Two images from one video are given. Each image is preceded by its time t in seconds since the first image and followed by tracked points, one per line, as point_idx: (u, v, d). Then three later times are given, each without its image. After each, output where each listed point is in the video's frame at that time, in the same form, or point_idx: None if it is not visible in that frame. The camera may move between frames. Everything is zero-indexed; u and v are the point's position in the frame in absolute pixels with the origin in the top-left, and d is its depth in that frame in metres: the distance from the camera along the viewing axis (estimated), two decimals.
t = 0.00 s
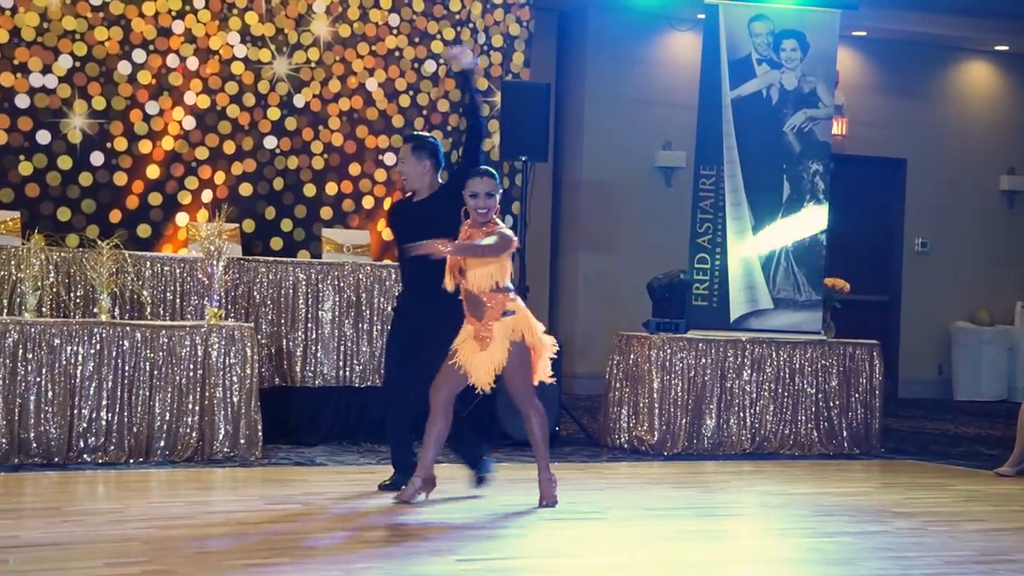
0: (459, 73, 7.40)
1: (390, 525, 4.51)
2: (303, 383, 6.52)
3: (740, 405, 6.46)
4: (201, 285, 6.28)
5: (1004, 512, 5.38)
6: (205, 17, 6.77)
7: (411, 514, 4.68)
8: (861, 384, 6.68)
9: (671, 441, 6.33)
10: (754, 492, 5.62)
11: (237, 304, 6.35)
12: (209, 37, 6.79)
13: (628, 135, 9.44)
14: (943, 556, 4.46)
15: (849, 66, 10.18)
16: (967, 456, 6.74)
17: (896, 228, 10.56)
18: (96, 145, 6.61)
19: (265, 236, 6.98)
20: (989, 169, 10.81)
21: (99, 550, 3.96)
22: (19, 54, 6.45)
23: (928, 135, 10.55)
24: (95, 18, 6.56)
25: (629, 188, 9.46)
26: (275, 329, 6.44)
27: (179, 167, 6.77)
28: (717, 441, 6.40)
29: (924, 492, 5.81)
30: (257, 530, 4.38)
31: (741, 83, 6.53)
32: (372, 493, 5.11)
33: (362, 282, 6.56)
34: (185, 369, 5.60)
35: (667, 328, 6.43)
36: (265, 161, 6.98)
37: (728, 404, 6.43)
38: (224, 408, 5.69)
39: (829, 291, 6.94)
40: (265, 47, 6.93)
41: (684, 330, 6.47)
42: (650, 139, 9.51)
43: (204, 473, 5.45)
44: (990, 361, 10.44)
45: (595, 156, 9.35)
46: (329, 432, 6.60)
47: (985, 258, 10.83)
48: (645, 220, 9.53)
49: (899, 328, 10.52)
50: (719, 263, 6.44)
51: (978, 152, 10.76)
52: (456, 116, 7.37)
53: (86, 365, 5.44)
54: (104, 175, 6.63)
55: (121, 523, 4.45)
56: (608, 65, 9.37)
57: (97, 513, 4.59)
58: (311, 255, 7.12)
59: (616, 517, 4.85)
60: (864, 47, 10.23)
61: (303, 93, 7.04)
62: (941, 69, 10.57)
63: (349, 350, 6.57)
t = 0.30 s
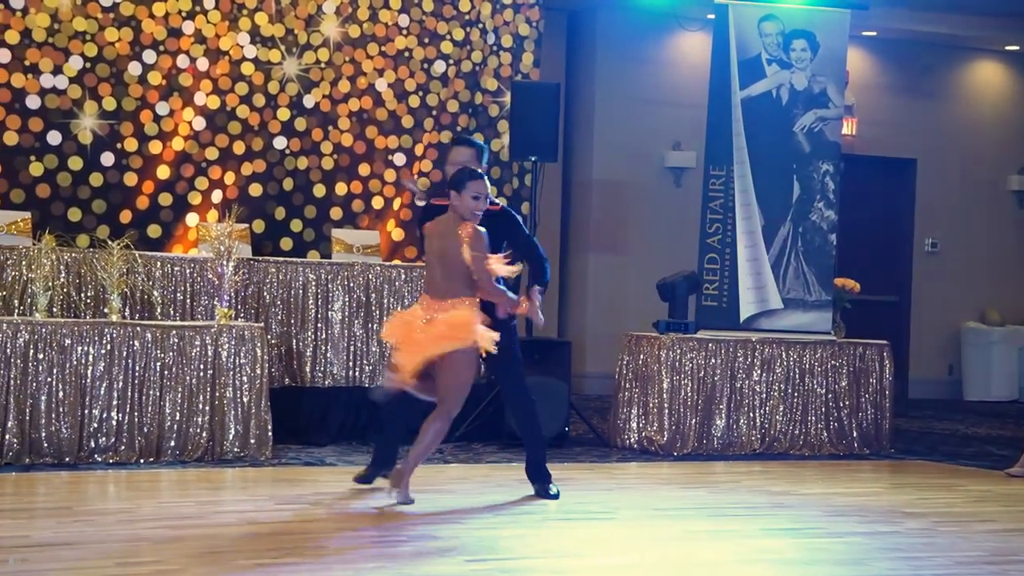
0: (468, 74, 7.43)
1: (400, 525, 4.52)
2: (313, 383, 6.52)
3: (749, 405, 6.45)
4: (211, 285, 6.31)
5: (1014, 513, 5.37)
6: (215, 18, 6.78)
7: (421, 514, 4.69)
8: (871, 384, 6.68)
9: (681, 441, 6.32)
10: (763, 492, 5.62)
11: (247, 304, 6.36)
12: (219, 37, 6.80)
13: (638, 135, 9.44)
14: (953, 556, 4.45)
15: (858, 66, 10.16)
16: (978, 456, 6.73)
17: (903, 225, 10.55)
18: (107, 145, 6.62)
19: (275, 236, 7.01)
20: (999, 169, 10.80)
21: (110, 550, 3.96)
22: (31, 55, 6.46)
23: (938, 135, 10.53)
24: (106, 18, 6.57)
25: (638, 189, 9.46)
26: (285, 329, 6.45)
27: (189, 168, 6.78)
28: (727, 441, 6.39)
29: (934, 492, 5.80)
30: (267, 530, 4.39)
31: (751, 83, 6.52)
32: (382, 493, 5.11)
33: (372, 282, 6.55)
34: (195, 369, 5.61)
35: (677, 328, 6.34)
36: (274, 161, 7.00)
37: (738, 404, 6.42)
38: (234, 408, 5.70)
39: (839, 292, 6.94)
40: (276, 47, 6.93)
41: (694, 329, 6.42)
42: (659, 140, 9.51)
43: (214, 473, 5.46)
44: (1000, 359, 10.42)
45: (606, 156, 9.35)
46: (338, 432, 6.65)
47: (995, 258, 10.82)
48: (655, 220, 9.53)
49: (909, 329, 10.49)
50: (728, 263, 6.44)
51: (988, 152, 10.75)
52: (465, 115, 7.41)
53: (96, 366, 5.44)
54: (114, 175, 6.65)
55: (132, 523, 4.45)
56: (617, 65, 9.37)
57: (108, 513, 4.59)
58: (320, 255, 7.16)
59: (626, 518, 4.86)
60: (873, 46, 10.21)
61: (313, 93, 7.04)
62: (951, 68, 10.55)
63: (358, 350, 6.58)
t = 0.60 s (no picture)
0: (475, 74, 7.43)
1: (409, 526, 4.51)
2: (320, 384, 6.52)
3: (758, 405, 6.44)
4: (219, 286, 6.31)
5: None
6: (223, 19, 6.81)
7: (429, 515, 4.68)
8: (879, 383, 6.67)
9: (689, 441, 6.32)
10: (772, 492, 5.61)
11: (255, 305, 6.37)
12: (226, 39, 6.81)
13: (644, 135, 9.43)
14: (963, 556, 4.44)
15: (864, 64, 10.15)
16: (986, 455, 6.72)
17: (911, 224, 10.55)
18: (114, 147, 6.63)
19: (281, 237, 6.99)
20: (1006, 167, 10.78)
21: (119, 552, 3.96)
22: (37, 57, 6.46)
23: (944, 134, 10.52)
24: (113, 20, 6.58)
25: (646, 189, 9.46)
26: (292, 331, 6.44)
27: (196, 169, 6.80)
28: (735, 441, 6.38)
29: (942, 491, 5.79)
30: (276, 531, 4.38)
31: (758, 82, 6.52)
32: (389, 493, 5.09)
33: (380, 283, 6.57)
34: (204, 371, 5.61)
35: (686, 327, 6.36)
36: (281, 163, 7.00)
37: (746, 404, 6.41)
38: (242, 409, 5.70)
39: (847, 291, 6.93)
40: (282, 49, 6.95)
41: (702, 329, 6.43)
42: (666, 139, 9.51)
43: (223, 474, 5.46)
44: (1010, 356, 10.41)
45: (612, 156, 9.35)
46: (345, 433, 6.66)
47: (1003, 256, 10.80)
48: (662, 219, 9.52)
49: (916, 327, 10.50)
50: (736, 262, 6.46)
51: (995, 151, 10.73)
52: (472, 116, 7.41)
53: (104, 367, 5.45)
54: (121, 177, 6.65)
55: (140, 525, 4.45)
56: (623, 65, 9.36)
57: (116, 515, 4.59)
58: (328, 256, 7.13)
59: (634, 518, 4.85)
60: (880, 44, 10.20)
61: (320, 94, 7.05)
62: (958, 67, 10.53)
63: (366, 351, 6.58)
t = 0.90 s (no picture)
0: (484, 75, 7.43)
1: (417, 526, 4.51)
2: (329, 385, 6.52)
3: (766, 406, 6.44)
4: (227, 288, 6.31)
5: None
6: (231, 20, 6.80)
7: (438, 516, 4.68)
8: (888, 385, 6.66)
9: (697, 443, 6.32)
10: (780, 493, 5.60)
11: (263, 306, 6.37)
12: (235, 40, 6.82)
13: (651, 136, 9.43)
14: (971, 558, 4.43)
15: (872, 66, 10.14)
16: (995, 457, 6.71)
17: (920, 225, 10.54)
18: (123, 148, 6.64)
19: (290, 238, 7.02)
20: (1014, 169, 10.76)
21: (127, 552, 3.97)
22: (46, 59, 6.48)
23: (951, 135, 10.50)
24: (122, 22, 6.60)
25: (654, 191, 9.46)
26: (301, 332, 6.45)
27: (205, 171, 6.81)
28: (743, 443, 6.39)
29: (950, 493, 5.78)
30: (284, 532, 4.38)
31: (766, 83, 6.53)
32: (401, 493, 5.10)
33: (388, 284, 6.57)
34: (212, 372, 5.61)
35: (693, 328, 6.37)
36: (290, 164, 7.02)
37: (755, 405, 6.41)
38: (250, 410, 5.70)
39: (855, 292, 6.92)
40: (291, 50, 6.96)
41: (711, 331, 6.44)
42: (674, 141, 9.50)
43: (231, 475, 5.46)
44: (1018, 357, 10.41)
45: (620, 157, 9.35)
46: (354, 434, 6.66)
47: (1011, 257, 10.79)
48: (670, 221, 9.53)
49: (925, 329, 10.50)
50: (744, 264, 6.48)
51: (1002, 152, 10.71)
52: (480, 117, 7.42)
53: (113, 368, 5.45)
54: (130, 178, 6.66)
55: (148, 525, 4.46)
56: (630, 67, 9.37)
57: (125, 516, 4.60)
58: (336, 257, 7.14)
59: (643, 519, 4.85)
60: (887, 45, 10.20)
61: (328, 95, 7.07)
62: (965, 69, 10.52)
63: (374, 352, 6.58)
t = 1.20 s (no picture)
0: (489, 76, 7.44)
1: (423, 528, 4.50)
2: (335, 387, 6.52)
3: (772, 406, 6.41)
4: (233, 289, 6.32)
5: None
6: (237, 22, 6.81)
7: (444, 517, 4.68)
8: (894, 384, 6.66)
9: (703, 443, 6.30)
10: (786, 493, 5.60)
11: (269, 307, 6.37)
12: (240, 41, 6.83)
13: (656, 136, 9.43)
14: (978, 557, 4.42)
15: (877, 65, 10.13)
16: (1001, 456, 6.70)
17: (925, 225, 10.54)
18: (128, 150, 6.64)
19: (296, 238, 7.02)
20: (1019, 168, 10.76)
21: (133, 554, 3.96)
22: (52, 60, 6.48)
23: (956, 134, 10.50)
24: (127, 24, 6.61)
25: (660, 191, 9.47)
26: (307, 333, 6.44)
27: (210, 172, 6.81)
28: (749, 443, 6.36)
29: (956, 493, 5.77)
30: (290, 533, 4.38)
31: (771, 83, 6.57)
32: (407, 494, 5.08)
33: (393, 285, 6.58)
34: (218, 373, 5.61)
35: (699, 329, 6.33)
36: (296, 165, 7.03)
37: (760, 405, 6.38)
38: (256, 411, 5.70)
39: (861, 292, 6.92)
40: (296, 51, 6.97)
41: (717, 331, 6.40)
42: (679, 141, 9.50)
43: (238, 476, 5.46)
44: None
45: (625, 158, 9.35)
46: (360, 435, 6.66)
47: (1016, 256, 10.79)
48: (675, 220, 9.53)
49: (931, 328, 10.49)
50: (750, 263, 6.50)
51: (1007, 151, 10.71)
52: (485, 118, 7.43)
53: (119, 370, 5.45)
54: (136, 180, 6.66)
55: (154, 527, 4.45)
56: (635, 67, 9.37)
57: (131, 517, 4.59)
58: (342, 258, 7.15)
59: (649, 519, 4.85)
60: (892, 44, 10.19)
61: (334, 96, 7.07)
62: (969, 68, 10.51)
63: (380, 353, 6.58)
